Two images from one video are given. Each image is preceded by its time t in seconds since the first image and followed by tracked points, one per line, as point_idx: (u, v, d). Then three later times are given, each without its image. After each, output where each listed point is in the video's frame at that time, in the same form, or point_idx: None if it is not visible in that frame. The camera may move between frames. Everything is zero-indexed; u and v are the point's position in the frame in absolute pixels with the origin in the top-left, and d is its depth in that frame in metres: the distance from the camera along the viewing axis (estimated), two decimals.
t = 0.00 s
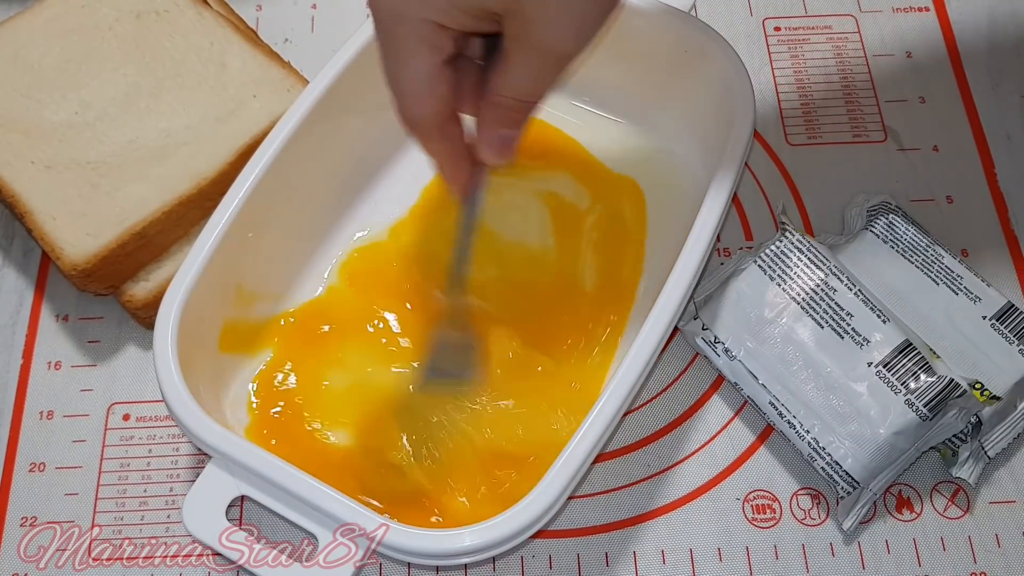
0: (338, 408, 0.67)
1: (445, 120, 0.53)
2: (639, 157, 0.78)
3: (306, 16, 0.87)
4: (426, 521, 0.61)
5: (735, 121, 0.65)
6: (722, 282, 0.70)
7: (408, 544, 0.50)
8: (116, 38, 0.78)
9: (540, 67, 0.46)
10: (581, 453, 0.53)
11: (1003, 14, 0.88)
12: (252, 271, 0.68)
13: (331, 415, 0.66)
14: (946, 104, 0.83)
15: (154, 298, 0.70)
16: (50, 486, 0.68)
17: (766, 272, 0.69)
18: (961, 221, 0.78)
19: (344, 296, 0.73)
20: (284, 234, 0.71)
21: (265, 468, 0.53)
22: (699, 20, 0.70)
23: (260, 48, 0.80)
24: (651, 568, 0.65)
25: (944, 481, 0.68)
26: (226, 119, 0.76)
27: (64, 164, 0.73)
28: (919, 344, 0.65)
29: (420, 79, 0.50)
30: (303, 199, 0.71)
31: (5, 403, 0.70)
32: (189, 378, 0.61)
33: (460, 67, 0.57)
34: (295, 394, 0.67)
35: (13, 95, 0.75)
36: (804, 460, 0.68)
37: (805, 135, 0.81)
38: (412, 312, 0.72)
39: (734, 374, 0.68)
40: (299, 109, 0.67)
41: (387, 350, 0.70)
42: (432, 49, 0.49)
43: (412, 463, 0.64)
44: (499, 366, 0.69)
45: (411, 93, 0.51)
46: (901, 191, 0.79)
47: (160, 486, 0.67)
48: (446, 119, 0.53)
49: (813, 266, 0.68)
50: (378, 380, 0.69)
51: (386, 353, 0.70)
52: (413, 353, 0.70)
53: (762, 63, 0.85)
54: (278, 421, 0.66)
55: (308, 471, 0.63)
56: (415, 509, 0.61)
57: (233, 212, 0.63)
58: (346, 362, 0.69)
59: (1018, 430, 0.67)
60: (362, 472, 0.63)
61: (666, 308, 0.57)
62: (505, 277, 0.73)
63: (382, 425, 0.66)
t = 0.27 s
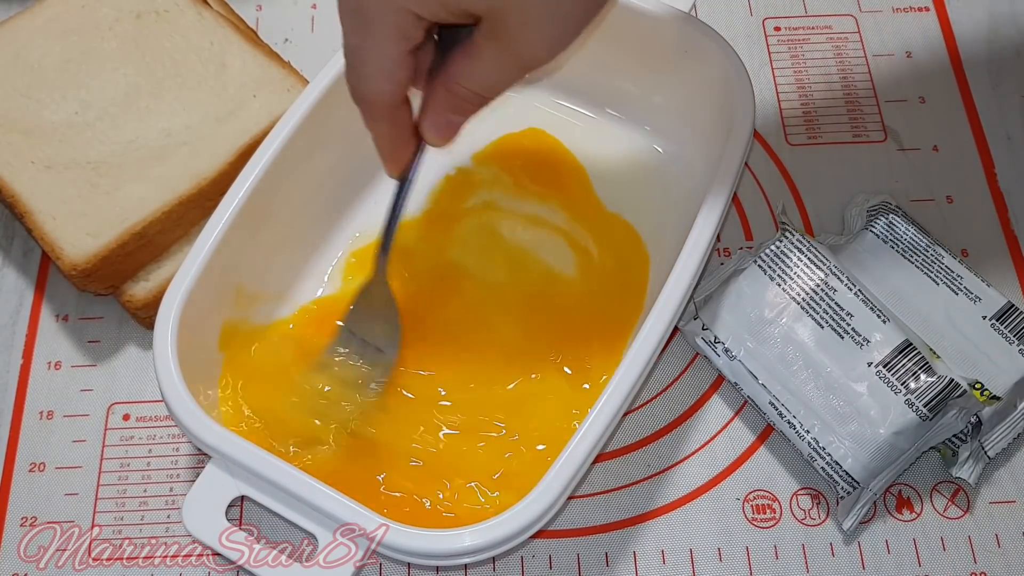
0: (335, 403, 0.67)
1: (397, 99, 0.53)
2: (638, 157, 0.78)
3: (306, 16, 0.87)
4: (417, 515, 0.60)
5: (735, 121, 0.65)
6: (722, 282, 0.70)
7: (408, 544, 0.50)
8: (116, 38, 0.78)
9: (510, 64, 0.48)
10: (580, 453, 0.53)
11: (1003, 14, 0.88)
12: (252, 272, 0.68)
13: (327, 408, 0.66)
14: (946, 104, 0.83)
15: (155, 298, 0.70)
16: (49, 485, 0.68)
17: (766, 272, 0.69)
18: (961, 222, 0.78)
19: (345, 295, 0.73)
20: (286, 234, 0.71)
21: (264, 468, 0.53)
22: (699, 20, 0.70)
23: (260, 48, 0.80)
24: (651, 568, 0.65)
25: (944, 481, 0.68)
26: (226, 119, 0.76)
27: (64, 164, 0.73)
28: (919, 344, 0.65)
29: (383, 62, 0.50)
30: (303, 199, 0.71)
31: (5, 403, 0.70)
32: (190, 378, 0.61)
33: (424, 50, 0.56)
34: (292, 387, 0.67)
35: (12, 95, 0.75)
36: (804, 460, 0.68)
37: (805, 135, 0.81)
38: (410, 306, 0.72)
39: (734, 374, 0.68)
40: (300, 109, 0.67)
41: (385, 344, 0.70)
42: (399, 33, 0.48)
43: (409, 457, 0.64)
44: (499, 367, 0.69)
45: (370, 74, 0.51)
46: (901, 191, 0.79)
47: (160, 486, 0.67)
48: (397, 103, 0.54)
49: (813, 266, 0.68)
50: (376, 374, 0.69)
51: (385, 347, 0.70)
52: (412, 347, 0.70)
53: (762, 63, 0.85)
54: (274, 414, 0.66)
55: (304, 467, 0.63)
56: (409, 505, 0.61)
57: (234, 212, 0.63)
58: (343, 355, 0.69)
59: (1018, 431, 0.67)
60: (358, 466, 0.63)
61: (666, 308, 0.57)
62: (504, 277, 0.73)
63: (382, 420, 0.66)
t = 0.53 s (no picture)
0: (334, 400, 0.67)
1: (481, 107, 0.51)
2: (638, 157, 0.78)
3: (306, 16, 0.87)
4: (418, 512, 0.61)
5: (735, 121, 0.65)
6: (722, 282, 0.70)
7: (408, 545, 0.50)
8: (116, 38, 0.78)
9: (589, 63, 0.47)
10: (580, 454, 0.53)
11: (1003, 14, 0.88)
12: (252, 272, 0.68)
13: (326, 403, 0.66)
14: (946, 104, 0.83)
15: (155, 298, 0.70)
16: (50, 485, 0.68)
17: (766, 272, 0.69)
18: (961, 222, 0.78)
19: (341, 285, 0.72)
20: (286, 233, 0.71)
21: (264, 469, 0.53)
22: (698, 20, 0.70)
23: (260, 48, 0.80)
24: (651, 568, 0.65)
25: (944, 481, 0.68)
26: (226, 119, 0.76)
27: (64, 164, 0.73)
28: (919, 344, 0.65)
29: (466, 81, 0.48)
30: (304, 199, 0.71)
31: (5, 403, 0.70)
32: (190, 378, 0.61)
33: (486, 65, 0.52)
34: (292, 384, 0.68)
35: (12, 95, 0.75)
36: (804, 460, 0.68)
37: (805, 135, 0.81)
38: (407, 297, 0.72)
39: (734, 374, 0.68)
40: (301, 109, 0.67)
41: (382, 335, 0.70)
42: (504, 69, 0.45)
43: (409, 452, 0.65)
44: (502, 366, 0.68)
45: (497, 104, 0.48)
46: (901, 191, 0.79)
47: (160, 486, 0.67)
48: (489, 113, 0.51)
49: (813, 266, 0.68)
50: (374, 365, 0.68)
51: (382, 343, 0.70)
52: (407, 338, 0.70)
53: (762, 63, 0.85)
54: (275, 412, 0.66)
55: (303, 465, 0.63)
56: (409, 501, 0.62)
57: (234, 211, 0.63)
58: (341, 351, 0.69)
59: (1018, 430, 0.67)
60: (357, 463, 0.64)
61: (666, 308, 0.57)
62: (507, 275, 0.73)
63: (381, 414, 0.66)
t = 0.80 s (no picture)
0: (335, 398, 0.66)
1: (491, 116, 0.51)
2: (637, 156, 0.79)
3: (306, 16, 0.87)
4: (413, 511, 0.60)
5: (735, 120, 0.65)
6: (722, 282, 0.70)
7: (408, 545, 0.50)
8: (116, 38, 0.78)
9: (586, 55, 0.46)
10: (580, 454, 0.53)
11: (1003, 14, 0.88)
12: (252, 272, 0.68)
13: (325, 397, 0.66)
14: (946, 104, 0.83)
15: (155, 298, 0.70)
16: (50, 485, 0.68)
17: (766, 272, 0.69)
18: (961, 222, 0.78)
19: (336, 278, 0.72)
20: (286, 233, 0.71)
21: (264, 469, 0.53)
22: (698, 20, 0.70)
23: (260, 48, 0.80)
24: (651, 569, 0.65)
25: (944, 481, 0.68)
26: (226, 119, 0.76)
27: (64, 164, 0.73)
28: (919, 344, 0.65)
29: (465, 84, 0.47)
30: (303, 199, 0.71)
31: (5, 403, 0.70)
32: (190, 378, 0.61)
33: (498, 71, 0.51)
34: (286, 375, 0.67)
35: (12, 95, 0.75)
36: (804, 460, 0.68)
37: (805, 135, 0.81)
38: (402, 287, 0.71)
39: (734, 374, 0.68)
40: (301, 109, 0.67)
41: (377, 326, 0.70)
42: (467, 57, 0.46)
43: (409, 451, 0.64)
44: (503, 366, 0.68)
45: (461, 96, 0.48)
46: (901, 191, 0.79)
47: (160, 486, 0.67)
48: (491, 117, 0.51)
49: (813, 266, 0.68)
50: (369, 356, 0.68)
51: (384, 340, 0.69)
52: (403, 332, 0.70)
53: (762, 63, 0.85)
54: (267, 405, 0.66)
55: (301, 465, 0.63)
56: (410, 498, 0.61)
57: (234, 211, 0.63)
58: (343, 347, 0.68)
59: (1018, 431, 0.67)
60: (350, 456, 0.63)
61: (665, 310, 0.57)
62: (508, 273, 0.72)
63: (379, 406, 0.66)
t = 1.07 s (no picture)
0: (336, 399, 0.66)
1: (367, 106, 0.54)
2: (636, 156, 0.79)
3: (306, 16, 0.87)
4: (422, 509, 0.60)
5: (735, 120, 0.65)
6: (722, 282, 0.70)
7: (408, 545, 0.50)
8: (116, 38, 0.78)
9: (464, 46, 0.54)
10: (580, 454, 0.53)
11: (1003, 14, 0.88)
12: (252, 272, 0.68)
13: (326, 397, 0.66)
14: (946, 104, 0.83)
15: (155, 298, 0.70)
16: (50, 485, 0.68)
17: (767, 272, 0.69)
18: (961, 222, 0.78)
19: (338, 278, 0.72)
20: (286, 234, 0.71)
21: (264, 470, 0.53)
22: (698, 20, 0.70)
23: (260, 48, 0.80)
24: (651, 568, 0.65)
25: (944, 481, 0.68)
26: (226, 119, 0.76)
27: (64, 164, 0.73)
28: (919, 344, 0.65)
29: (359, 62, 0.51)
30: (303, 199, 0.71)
31: (5, 403, 0.70)
32: (190, 378, 0.61)
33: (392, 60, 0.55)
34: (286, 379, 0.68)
35: (12, 95, 0.75)
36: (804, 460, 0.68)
37: (805, 135, 0.81)
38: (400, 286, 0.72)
39: (734, 374, 0.68)
40: (301, 108, 0.67)
41: (375, 324, 0.70)
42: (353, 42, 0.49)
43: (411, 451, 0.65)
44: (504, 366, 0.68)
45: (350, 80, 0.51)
46: (901, 191, 0.79)
47: (160, 486, 0.67)
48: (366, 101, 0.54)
49: (813, 266, 0.68)
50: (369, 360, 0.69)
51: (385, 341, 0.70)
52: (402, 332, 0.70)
53: (763, 63, 0.85)
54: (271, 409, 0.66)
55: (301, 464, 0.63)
56: (417, 496, 0.61)
57: (234, 211, 0.63)
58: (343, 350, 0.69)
59: (1018, 431, 0.67)
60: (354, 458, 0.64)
61: (666, 309, 0.57)
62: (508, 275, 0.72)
63: (381, 408, 0.67)
